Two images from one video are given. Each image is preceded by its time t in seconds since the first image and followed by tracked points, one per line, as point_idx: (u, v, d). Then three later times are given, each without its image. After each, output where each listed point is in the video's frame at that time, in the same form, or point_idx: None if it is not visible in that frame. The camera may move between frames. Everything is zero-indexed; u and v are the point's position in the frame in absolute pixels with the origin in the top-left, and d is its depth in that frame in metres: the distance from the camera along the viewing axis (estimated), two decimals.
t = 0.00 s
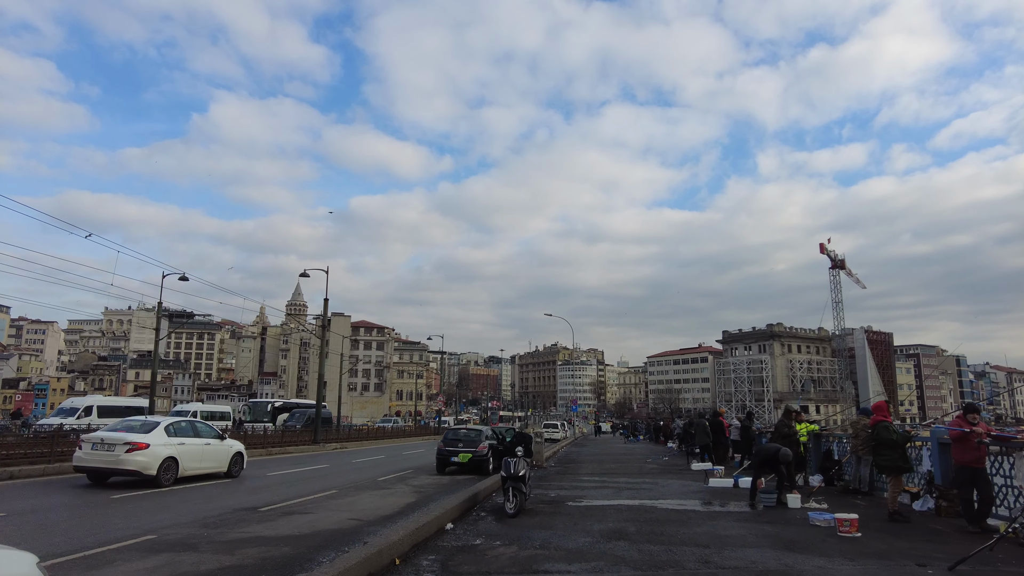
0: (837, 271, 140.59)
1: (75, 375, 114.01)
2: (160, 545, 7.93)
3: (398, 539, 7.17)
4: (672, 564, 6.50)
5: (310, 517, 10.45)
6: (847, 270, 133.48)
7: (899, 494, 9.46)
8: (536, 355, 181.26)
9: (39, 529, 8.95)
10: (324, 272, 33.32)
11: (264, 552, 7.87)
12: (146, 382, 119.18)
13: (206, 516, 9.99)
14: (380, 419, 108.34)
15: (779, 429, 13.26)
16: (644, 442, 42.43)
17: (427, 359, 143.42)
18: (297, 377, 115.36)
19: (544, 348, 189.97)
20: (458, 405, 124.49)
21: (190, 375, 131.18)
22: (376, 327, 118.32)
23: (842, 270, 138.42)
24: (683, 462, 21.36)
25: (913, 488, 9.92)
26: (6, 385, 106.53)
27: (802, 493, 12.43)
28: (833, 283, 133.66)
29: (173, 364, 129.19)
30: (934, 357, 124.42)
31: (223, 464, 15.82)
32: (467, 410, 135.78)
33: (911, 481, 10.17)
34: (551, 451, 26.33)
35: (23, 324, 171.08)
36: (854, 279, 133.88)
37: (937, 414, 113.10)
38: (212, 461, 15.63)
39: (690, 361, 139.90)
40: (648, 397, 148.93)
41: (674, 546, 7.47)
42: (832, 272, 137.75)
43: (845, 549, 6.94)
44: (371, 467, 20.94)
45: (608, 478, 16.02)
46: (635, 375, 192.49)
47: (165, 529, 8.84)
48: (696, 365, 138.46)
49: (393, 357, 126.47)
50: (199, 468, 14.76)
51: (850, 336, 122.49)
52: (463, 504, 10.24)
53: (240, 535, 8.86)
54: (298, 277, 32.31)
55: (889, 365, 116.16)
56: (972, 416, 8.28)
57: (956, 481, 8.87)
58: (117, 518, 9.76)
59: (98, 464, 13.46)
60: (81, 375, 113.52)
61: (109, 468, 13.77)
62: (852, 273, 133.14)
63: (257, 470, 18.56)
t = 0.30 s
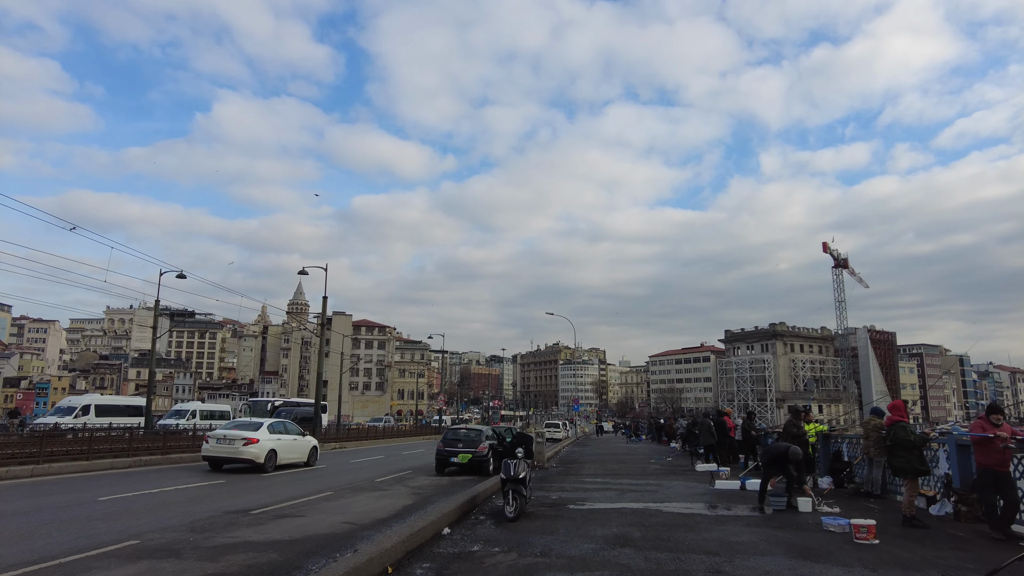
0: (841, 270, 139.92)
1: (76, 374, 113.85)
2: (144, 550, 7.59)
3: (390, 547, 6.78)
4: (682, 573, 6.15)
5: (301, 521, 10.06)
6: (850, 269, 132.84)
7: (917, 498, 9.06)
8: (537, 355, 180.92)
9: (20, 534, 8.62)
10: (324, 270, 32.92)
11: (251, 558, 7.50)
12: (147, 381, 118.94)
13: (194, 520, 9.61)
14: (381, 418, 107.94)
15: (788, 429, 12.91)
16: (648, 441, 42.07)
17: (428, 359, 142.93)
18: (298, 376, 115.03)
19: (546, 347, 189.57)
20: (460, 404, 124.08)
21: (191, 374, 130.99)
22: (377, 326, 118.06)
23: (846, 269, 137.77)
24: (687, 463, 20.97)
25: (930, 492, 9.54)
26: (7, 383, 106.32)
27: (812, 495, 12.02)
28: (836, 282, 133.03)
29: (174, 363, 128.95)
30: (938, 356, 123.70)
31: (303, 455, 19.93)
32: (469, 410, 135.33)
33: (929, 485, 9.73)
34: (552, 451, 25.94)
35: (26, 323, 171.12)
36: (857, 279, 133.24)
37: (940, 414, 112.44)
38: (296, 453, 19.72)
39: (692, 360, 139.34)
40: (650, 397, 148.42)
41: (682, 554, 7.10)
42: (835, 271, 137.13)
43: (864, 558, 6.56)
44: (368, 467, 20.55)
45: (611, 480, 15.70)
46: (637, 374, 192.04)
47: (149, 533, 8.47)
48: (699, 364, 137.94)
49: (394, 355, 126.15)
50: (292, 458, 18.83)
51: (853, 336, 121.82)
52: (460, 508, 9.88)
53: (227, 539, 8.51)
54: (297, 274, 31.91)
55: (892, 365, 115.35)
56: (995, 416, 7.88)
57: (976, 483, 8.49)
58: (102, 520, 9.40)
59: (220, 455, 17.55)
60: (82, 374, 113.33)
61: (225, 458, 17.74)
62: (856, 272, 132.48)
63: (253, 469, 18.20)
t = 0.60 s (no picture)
0: (843, 270, 139.37)
1: (76, 374, 113.57)
2: (121, 555, 7.23)
3: (377, 551, 6.41)
4: None
5: (292, 522, 9.72)
6: (852, 269, 132.40)
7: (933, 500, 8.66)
8: (538, 355, 180.64)
9: None
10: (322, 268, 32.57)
11: (237, 562, 7.14)
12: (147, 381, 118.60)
13: (181, 521, 9.27)
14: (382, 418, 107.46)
15: (795, 428, 12.54)
16: (649, 441, 41.67)
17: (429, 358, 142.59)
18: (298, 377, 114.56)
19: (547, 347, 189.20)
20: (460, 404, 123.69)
21: (192, 373, 130.65)
22: (378, 326, 117.85)
23: (847, 268, 137.30)
24: (689, 463, 20.57)
25: (945, 493, 9.16)
26: (7, 383, 105.99)
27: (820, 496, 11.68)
28: (838, 282, 132.52)
29: (175, 363, 128.67)
30: (940, 356, 123.18)
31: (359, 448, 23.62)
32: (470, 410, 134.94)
33: (945, 487, 9.35)
34: (552, 451, 25.55)
35: (26, 323, 170.98)
36: (859, 278, 132.80)
37: (943, 414, 111.86)
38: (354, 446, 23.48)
39: (694, 360, 138.92)
40: (652, 397, 147.96)
41: (687, 558, 6.75)
42: (837, 271, 136.68)
43: (880, 563, 6.20)
44: (362, 467, 20.07)
45: (612, 480, 15.39)
46: (639, 374, 191.67)
47: (130, 536, 8.12)
48: (700, 364, 137.53)
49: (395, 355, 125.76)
50: (352, 451, 22.46)
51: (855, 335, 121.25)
52: (456, 509, 9.52)
53: (212, 542, 8.14)
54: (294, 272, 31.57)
55: (894, 365, 114.90)
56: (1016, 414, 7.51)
57: (997, 484, 8.12)
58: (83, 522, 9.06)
59: (294, 448, 21.34)
60: (82, 374, 113.04)
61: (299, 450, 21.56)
62: (857, 271, 132.01)
63: (247, 470, 17.86)
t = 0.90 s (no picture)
0: (845, 270, 138.92)
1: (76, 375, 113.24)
2: (96, 567, 6.84)
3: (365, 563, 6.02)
4: None
5: (280, 530, 9.32)
6: (854, 269, 132.00)
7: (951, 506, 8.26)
8: (539, 355, 180.41)
9: None
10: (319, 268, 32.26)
11: (215, 575, 6.72)
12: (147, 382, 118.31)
13: (164, 529, 8.89)
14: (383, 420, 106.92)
15: (803, 429, 12.13)
16: (650, 442, 41.31)
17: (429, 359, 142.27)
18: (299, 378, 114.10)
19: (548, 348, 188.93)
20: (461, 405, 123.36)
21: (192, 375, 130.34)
22: (378, 327, 117.65)
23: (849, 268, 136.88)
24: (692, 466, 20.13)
25: (963, 499, 8.75)
26: (7, 385, 105.69)
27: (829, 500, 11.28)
28: (840, 282, 132.08)
29: (175, 365, 128.39)
30: (942, 356, 122.76)
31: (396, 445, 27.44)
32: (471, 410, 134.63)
33: (963, 492, 8.95)
34: (551, 452, 25.12)
35: (26, 325, 170.75)
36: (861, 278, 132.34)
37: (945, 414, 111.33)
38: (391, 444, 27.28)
39: (695, 361, 138.56)
40: (653, 398, 147.63)
41: (695, 572, 6.34)
42: (838, 271, 136.27)
43: None
44: (359, 471, 19.65)
45: (614, 484, 15.01)
46: (640, 375, 191.41)
47: (108, 546, 7.73)
48: (701, 365, 137.20)
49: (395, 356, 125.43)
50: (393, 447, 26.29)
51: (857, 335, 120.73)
52: (450, 516, 9.12)
53: (193, 553, 7.73)
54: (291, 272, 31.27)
55: (896, 365, 114.38)
56: None
57: (1020, 490, 7.71)
58: (62, 531, 8.68)
59: (345, 445, 25.02)
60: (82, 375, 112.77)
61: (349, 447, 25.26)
62: (859, 271, 131.65)
63: (240, 473, 17.52)
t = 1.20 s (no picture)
0: (847, 269, 138.40)
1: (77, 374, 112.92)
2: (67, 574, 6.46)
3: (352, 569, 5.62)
4: None
5: (269, 532, 8.95)
6: (857, 268, 131.42)
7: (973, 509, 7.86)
8: (541, 355, 179.99)
9: None
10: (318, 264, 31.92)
11: None
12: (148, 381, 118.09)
13: (147, 531, 8.52)
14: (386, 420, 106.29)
15: (812, 426, 11.72)
16: (653, 442, 40.91)
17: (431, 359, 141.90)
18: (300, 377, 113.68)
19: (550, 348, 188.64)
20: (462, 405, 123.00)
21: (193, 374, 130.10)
22: (380, 326, 117.46)
23: (852, 267, 136.29)
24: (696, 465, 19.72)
25: (983, 500, 8.36)
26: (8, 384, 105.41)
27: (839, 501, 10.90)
28: (843, 280, 131.47)
29: (176, 364, 128.10)
30: (945, 356, 122.17)
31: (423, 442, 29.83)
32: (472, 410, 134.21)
33: (983, 493, 8.56)
34: (552, 452, 24.72)
35: (27, 324, 170.39)
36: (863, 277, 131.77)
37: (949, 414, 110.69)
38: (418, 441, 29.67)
39: (697, 360, 138.14)
40: (655, 397, 147.16)
41: None
42: (841, 270, 135.74)
43: None
44: (357, 471, 19.31)
45: (616, 483, 14.65)
46: (642, 374, 190.99)
47: (85, 550, 7.37)
48: (703, 364, 136.74)
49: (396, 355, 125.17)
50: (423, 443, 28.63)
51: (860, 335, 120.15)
52: (447, 517, 8.74)
53: (174, 557, 7.33)
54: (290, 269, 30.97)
55: (899, 364, 113.86)
56: None
57: None
58: (39, 535, 8.29)
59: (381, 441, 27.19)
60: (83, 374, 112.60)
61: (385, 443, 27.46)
62: (862, 270, 131.07)
63: (235, 473, 17.18)
